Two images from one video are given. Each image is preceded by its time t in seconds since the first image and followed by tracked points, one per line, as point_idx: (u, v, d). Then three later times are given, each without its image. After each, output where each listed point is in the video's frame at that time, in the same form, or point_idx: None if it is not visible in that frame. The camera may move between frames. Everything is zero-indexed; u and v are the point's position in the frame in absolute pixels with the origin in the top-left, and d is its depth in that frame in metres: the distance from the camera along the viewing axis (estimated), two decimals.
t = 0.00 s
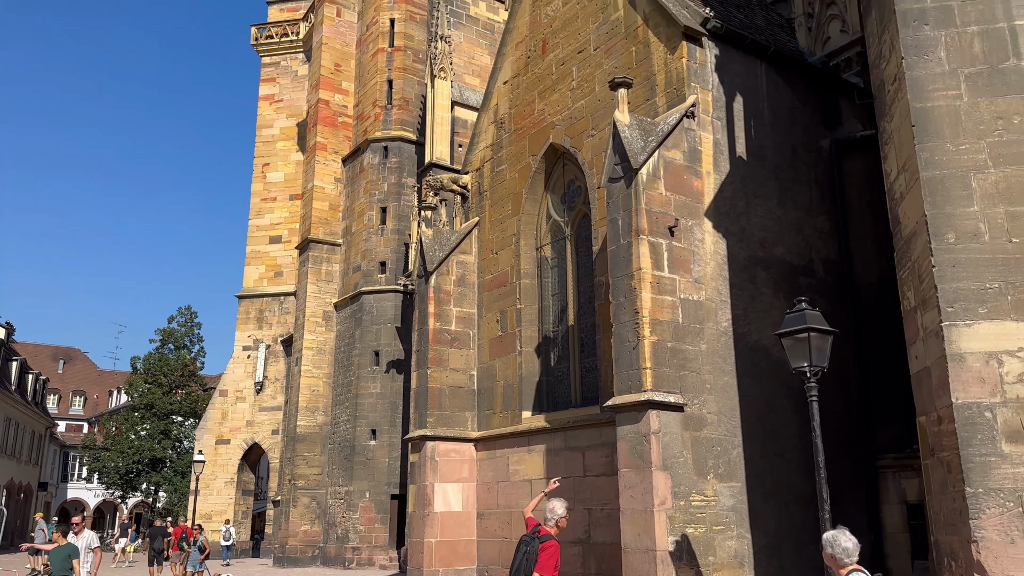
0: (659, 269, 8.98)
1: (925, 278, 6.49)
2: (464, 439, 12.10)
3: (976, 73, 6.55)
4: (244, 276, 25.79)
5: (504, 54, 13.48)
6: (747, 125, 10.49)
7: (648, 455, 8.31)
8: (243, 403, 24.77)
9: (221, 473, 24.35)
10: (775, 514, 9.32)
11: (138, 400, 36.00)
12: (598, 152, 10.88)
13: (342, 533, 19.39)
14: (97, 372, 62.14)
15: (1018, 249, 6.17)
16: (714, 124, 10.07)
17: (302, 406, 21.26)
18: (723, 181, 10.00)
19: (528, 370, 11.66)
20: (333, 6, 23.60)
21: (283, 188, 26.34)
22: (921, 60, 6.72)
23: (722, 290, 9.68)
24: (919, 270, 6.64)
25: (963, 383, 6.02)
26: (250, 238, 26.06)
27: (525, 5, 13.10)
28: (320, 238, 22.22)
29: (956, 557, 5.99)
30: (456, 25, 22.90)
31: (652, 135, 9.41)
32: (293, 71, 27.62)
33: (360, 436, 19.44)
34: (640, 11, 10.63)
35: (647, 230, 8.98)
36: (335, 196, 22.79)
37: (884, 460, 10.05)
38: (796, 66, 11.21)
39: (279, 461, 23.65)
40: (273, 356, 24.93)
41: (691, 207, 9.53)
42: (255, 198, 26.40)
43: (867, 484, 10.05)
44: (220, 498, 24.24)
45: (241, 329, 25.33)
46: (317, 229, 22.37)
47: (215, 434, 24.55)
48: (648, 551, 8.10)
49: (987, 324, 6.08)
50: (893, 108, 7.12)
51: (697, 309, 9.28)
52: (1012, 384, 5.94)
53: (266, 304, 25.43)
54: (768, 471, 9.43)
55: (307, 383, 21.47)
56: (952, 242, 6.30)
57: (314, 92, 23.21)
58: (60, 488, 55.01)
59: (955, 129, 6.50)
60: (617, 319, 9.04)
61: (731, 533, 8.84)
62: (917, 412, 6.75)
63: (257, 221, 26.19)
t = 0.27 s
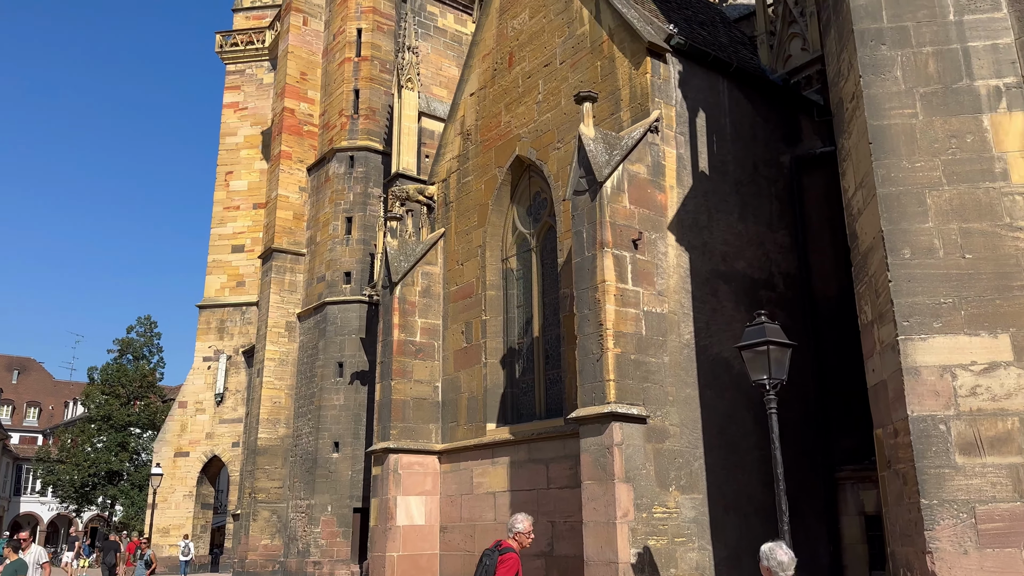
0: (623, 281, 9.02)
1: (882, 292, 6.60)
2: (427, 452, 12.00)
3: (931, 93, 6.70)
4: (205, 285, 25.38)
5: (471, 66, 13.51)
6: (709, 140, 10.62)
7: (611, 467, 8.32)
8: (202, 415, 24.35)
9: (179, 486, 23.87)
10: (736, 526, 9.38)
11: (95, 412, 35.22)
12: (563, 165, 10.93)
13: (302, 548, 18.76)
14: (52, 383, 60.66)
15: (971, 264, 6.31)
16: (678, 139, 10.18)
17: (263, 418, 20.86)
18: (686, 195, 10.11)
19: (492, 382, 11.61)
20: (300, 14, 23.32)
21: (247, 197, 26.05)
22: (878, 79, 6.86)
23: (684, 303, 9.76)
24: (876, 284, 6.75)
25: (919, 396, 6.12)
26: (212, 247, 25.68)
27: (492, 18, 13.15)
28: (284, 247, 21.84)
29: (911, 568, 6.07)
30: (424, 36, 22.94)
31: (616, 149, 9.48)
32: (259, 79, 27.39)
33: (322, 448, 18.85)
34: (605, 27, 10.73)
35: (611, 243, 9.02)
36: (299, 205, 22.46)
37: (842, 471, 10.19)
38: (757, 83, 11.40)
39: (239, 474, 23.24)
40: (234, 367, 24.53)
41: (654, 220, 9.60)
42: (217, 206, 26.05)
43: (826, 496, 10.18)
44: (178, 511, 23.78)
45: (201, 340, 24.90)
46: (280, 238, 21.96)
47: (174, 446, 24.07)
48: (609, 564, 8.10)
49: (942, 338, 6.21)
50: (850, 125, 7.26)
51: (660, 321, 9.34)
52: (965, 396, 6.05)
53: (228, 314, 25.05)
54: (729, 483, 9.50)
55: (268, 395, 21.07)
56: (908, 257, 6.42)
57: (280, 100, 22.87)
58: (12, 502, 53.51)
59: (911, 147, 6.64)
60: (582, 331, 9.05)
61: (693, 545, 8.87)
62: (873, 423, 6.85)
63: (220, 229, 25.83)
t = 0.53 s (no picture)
0: (591, 294, 9.05)
1: (844, 307, 6.70)
2: (394, 466, 11.90)
3: (891, 110, 6.83)
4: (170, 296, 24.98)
5: (441, 78, 13.51)
6: (676, 155, 10.73)
7: (578, 480, 8.31)
8: (166, 428, 23.91)
9: (142, 501, 23.40)
10: (702, 538, 9.41)
11: (55, 425, 34.46)
12: (532, 178, 10.96)
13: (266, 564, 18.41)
14: (11, 396, 59.22)
15: (930, 279, 6.43)
16: (645, 153, 10.26)
17: (227, 431, 20.54)
18: (653, 209, 10.19)
19: (461, 394, 11.55)
20: (270, 24, 23.17)
21: (213, 208, 25.75)
22: (840, 96, 6.98)
23: (651, 316, 9.82)
24: (838, 298, 6.85)
25: (880, 409, 6.21)
26: (177, 257, 25.32)
27: (462, 31, 13.18)
28: (250, 258, 21.59)
29: None
30: (395, 48, 22.98)
31: (585, 163, 9.53)
32: (227, 88, 27.16)
33: (288, 462, 18.51)
34: (574, 41, 10.80)
35: (580, 256, 9.05)
36: (267, 216, 22.25)
37: (807, 483, 10.29)
38: (723, 99, 11.55)
39: (203, 488, 22.83)
40: (199, 379, 24.13)
41: (622, 234, 9.66)
42: (183, 216, 25.71)
43: (791, 507, 10.28)
44: (139, 527, 23.28)
45: (165, 351, 24.48)
46: (247, 249, 21.70)
47: (136, 460, 23.59)
48: None
49: (902, 352, 6.31)
50: (814, 142, 7.37)
51: (628, 334, 9.38)
52: (925, 409, 6.15)
53: (193, 326, 24.68)
54: (695, 495, 9.53)
55: (234, 408, 20.75)
56: (869, 272, 6.52)
57: (248, 110, 22.66)
58: None
59: (872, 164, 6.76)
60: (550, 344, 9.05)
61: (659, 558, 8.87)
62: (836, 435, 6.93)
63: (185, 239, 25.48)
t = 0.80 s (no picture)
0: (563, 307, 9.05)
1: (811, 320, 6.77)
2: (365, 480, 11.78)
3: (857, 127, 6.94)
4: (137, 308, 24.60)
5: (414, 90, 13.51)
6: (647, 169, 10.80)
7: (550, 494, 8.27)
8: (132, 443, 23.49)
9: (107, 517, 22.94)
10: (674, 551, 9.40)
11: (18, 440, 33.70)
12: (505, 191, 10.97)
13: None
14: None
15: (895, 293, 6.51)
16: (617, 167, 10.32)
17: (195, 445, 20.22)
18: (624, 222, 10.24)
19: (432, 408, 11.48)
20: (242, 35, 23.03)
21: (183, 219, 25.45)
22: (807, 113, 7.08)
23: (623, 329, 9.85)
24: (806, 311, 6.92)
25: (847, 422, 6.26)
26: (146, 269, 24.96)
27: (435, 44, 13.20)
28: (220, 270, 21.35)
29: None
30: (369, 60, 23.00)
31: (557, 176, 9.56)
32: (198, 99, 26.94)
33: (257, 477, 18.20)
34: (546, 56, 10.86)
35: (552, 269, 9.06)
36: (238, 227, 22.03)
37: (777, 495, 10.35)
38: (694, 114, 11.67)
39: (170, 504, 22.43)
40: (166, 393, 23.75)
41: (594, 247, 9.69)
42: (152, 227, 25.37)
43: (761, 520, 10.32)
44: (105, 543, 22.83)
45: (132, 365, 24.08)
46: (217, 261, 21.45)
47: (101, 476, 23.14)
48: None
49: (868, 365, 6.38)
50: (781, 157, 7.47)
51: (599, 347, 9.39)
52: (891, 422, 6.21)
53: (161, 338, 24.31)
54: (666, 508, 9.54)
55: (202, 422, 20.42)
56: (836, 286, 6.60)
57: (219, 120, 22.45)
58: None
59: (839, 179, 6.85)
60: (522, 357, 9.03)
61: (630, 572, 8.85)
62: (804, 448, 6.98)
63: (154, 251, 25.14)
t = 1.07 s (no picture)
0: (537, 321, 9.05)
1: (782, 334, 6.82)
2: (338, 496, 11.67)
3: (826, 143, 7.03)
4: (108, 321, 24.25)
5: (389, 103, 13.50)
6: (622, 184, 10.87)
7: (524, 509, 8.22)
8: (101, 458, 23.08)
9: (74, 534, 22.49)
10: (648, 565, 9.38)
11: None
12: (480, 204, 10.97)
13: None
14: None
15: (865, 307, 6.58)
16: (591, 182, 10.37)
17: (166, 461, 19.89)
18: (599, 236, 10.28)
19: (407, 422, 11.40)
20: (217, 46, 22.89)
21: (155, 231, 25.17)
22: (777, 130, 7.16)
23: (598, 342, 9.86)
24: (777, 325, 6.97)
25: (818, 435, 6.30)
26: (116, 281, 24.61)
27: (411, 58, 13.21)
28: (193, 283, 21.11)
29: None
30: (345, 73, 23.01)
31: (532, 190, 9.59)
32: (172, 110, 26.73)
33: (228, 493, 17.91)
34: (522, 71, 10.91)
35: (526, 283, 9.05)
36: (211, 240, 21.81)
37: (750, 509, 10.39)
38: (668, 130, 11.76)
39: (140, 520, 22.03)
40: (137, 408, 23.38)
41: (568, 260, 9.70)
42: (124, 239, 25.06)
43: (735, 533, 10.35)
44: (72, 561, 22.37)
45: (102, 379, 23.70)
46: (190, 274, 21.22)
47: (70, 492, 22.69)
48: None
49: (838, 379, 6.43)
50: (752, 172, 7.55)
51: (574, 360, 9.39)
52: (861, 435, 6.26)
53: (132, 352, 23.97)
54: (641, 522, 9.53)
55: (173, 437, 20.11)
56: (806, 300, 6.66)
57: (193, 132, 22.27)
58: None
59: (809, 195, 6.93)
60: (497, 370, 9.00)
61: None
62: (777, 461, 7.02)
63: (125, 263, 24.81)
